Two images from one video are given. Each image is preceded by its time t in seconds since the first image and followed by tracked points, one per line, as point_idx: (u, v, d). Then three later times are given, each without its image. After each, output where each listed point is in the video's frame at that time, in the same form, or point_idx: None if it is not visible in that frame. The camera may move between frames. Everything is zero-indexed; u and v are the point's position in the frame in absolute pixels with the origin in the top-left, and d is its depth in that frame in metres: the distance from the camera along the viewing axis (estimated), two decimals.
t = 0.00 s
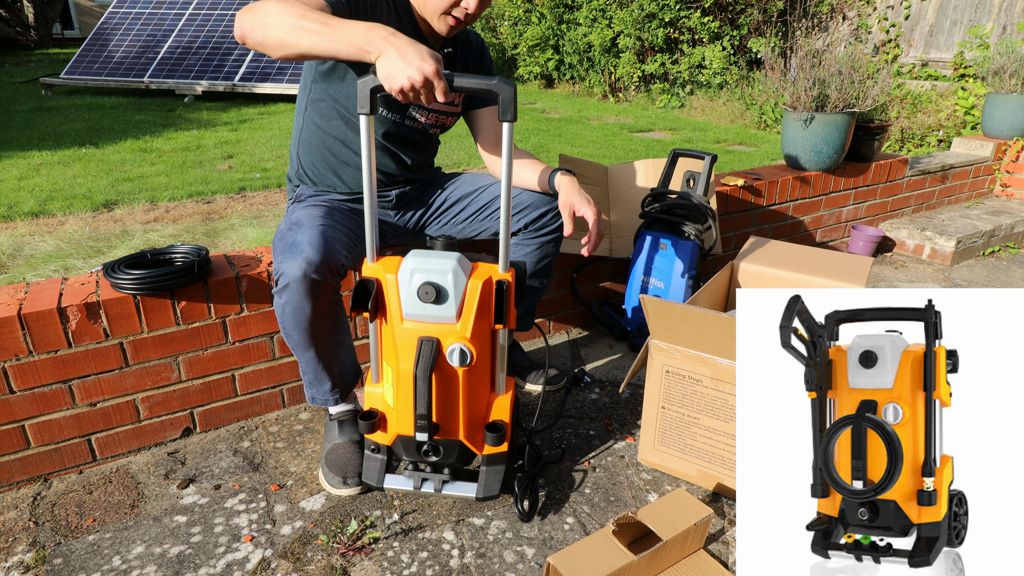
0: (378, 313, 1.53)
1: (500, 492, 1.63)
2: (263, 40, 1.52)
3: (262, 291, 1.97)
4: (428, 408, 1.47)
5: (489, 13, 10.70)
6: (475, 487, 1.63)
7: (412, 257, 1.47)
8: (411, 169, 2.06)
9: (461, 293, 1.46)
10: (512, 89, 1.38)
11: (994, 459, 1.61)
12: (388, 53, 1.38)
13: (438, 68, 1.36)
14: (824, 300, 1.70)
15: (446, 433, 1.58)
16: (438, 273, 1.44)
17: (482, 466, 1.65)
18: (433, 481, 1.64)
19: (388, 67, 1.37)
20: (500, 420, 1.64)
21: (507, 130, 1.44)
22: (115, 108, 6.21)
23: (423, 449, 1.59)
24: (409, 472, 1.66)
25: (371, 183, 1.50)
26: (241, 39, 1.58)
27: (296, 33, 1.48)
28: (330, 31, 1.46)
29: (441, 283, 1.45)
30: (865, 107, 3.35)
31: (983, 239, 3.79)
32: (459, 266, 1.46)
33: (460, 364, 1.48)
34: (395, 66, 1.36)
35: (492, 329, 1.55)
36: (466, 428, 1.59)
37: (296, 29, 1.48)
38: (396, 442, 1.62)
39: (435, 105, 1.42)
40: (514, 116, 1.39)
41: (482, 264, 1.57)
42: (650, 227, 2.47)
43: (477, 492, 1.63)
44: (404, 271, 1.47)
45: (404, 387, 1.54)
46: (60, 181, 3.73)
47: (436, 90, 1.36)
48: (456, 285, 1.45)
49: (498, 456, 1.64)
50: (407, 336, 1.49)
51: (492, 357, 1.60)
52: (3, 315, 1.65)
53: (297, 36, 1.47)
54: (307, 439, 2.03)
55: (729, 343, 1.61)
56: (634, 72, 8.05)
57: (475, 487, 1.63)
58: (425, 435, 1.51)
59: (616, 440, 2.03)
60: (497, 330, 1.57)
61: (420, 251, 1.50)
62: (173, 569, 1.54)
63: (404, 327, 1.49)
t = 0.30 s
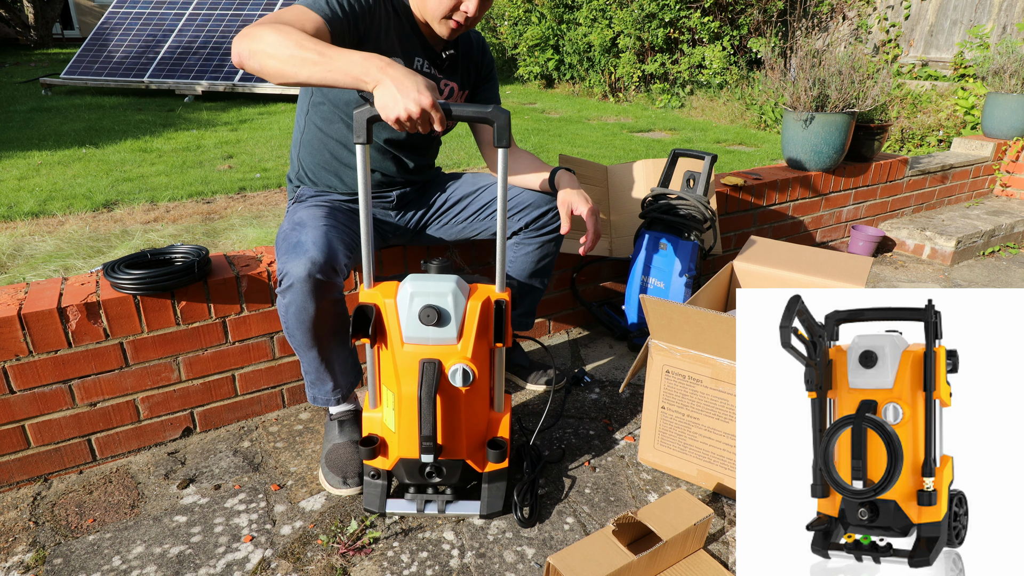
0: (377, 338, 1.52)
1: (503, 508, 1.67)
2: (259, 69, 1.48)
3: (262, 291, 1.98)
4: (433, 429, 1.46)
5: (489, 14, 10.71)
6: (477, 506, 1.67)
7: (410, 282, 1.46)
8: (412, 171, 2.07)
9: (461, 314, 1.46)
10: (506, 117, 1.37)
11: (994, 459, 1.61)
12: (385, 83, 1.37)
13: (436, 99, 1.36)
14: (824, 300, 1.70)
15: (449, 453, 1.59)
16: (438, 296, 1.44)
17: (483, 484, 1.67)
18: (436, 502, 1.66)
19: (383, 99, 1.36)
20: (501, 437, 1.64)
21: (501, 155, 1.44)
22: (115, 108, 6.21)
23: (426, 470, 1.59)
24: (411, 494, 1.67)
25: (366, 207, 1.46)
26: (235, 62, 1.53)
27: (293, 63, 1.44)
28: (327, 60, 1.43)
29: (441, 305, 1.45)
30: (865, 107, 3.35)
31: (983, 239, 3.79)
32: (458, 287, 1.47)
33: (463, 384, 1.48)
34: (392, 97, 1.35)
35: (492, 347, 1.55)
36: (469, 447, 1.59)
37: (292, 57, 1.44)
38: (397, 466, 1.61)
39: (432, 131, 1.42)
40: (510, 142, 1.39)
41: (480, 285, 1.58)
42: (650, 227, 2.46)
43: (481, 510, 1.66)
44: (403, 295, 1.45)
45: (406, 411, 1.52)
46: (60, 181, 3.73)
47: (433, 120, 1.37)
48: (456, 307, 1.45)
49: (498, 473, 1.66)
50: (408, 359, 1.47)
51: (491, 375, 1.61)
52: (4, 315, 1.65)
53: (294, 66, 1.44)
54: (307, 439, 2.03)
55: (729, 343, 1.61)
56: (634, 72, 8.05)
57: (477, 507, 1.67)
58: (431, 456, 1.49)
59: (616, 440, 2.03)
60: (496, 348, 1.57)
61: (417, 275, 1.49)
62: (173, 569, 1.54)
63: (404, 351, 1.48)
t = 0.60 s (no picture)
0: (371, 340, 1.52)
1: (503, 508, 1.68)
2: (231, 68, 1.50)
3: (263, 291, 1.97)
4: (428, 429, 1.46)
5: (489, 13, 10.71)
6: (476, 506, 1.67)
7: (400, 283, 1.46)
8: (411, 171, 2.07)
9: (452, 314, 1.46)
10: (487, 117, 1.38)
11: (994, 459, 1.61)
12: (350, 90, 1.38)
13: (406, 96, 1.36)
14: (824, 300, 1.70)
15: (447, 453, 1.59)
16: (428, 296, 1.44)
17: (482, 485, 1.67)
18: (434, 503, 1.66)
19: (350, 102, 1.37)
20: (498, 436, 1.65)
21: (485, 154, 1.45)
22: (115, 108, 6.21)
23: (424, 472, 1.59)
24: (410, 497, 1.67)
25: (353, 209, 1.45)
26: (213, 61, 1.56)
27: (260, 66, 1.46)
28: (293, 64, 1.43)
29: (432, 305, 1.45)
30: (865, 107, 3.35)
31: (983, 239, 3.79)
32: (450, 287, 1.47)
33: (457, 384, 1.47)
34: (360, 102, 1.36)
35: (484, 346, 1.55)
36: (466, 447, 1.59)
37: (259, 59, 1.45)
38: (395, 468, 1.61)
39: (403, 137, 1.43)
40: (493, 142, 1.41)
41: (470, 284, 1.58)
42: (650, 227, 2.46)
43: (480, 510, 1.66)
44: (394, 297, 1.45)
45: (401, 413, 1.52)
46: (60, 181, 3.73)
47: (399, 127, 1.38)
48: (447, 307, 1.45)
49: (495, 472, 1.67)
50: (401, 361, 1.47)
51: (484, 374, 1.61)
52: (3, 315, 1.65)
53: (261, 71, 1.46)
54: (307, 439, 2.03)
55: (729, 343, 1.61)
56: (634, 72, 8.05)
57: (476, 507, 1.67)
58: (427, 456, 1.50)
59: (616, 440, 2.03)
60: (488, 347, 1.57)
61: (407, 276, 1.50)
62: (173, 569, 1.54)
63: (398, 352, 1.47)
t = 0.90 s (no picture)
0: (370, 341, 1.51)
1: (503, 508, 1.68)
2: (232, 77, 1.53)
3: (262, 291, 1.97)
4: (428, 429, 1.46)
5: (488, 13, 10.71)
6: (476, 507, 1.67)
7: (400, 283, 1.46)
8: (409, 171, 2.07)
9: (452, 314, 1.46)
10: (487, 117, 1.38)
11: (994, 459, 1.60)
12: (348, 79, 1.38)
13: (402, 90, 1.35)
14: (824, 300, 1.70)
15: (446, 453, 1.59)
16: (428, 296, 1.44)
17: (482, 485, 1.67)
18: (434, 503, 1.66)
19: (351, 94, 1.38)
20: (498, 436, 1.65)
21: (484, 155, 1.45)
22: (115, 108, 6.21)
23: (424, 472, 1.59)
24: (410, 497, 1.67)
25: (353, 209, 1.45)
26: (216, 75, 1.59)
27: (261, 68, 1.48)
28: (292, 61, 1.45)
29: (432, 306, 1.45)
30: (865, 107, 3.35)
31: (983, 239, 3.79)
32: (449, 287, 1.47)
33: (457, 384, 1.47)
34: (359, 97, 1.37)
35: (484, 347, 1.55)
36: (466, 447, 1.59)
37: (260, 61, 1.48)
38: (395, 469, 1.61)
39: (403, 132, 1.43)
40: (493, 142, 1.40)
41: (469, 284, 1.58)
42: (650, 227, 2.46)
43: (481, 510, 1.66)
44: (394, 297, 1.45)
45: (401, 413, 1.52)
46: (60, 181, 3.73)
47: (396, 120, 1.37)
48: (447, 307, 1.45)
49: (496, 472, 1.67)
50: (401, 361, 1.47)
51: (484, 374, 1.61)
52: (3, 315, 1.65)
53: (262, 73, 1.48)
54: (307, 439, 2.03)
55: (729, 343, 1.61)
56: (634, 72, 8.05)
57: (476, 507, 1.67)
58: (427, 457, 1.50)
59: (616, 439, 2.03)
60: (488, 347, 1.57)
61: (406, 277, 1.50)
62: (173, 569, 1.54)
63: (398, 352, 1.47)
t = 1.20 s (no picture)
0: (371, 341, 1.52)
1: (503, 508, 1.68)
2: (237, 81, 1.53)
3: (263, 291, 1.97)
4: (428, 429, 1.46)
5: (488, 13, 10.71)
6: (476, 507, 1.67)
7: (401, 283, 1.46)
8: (409, 172, 2.07)
9: (453, 314, 1.47)
10: (487, 117, 1.38)
11: (994, 459, 1.61)
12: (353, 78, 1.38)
13: (406, 89, 1.36)
14: (824, 300, 1.70)
15: (447, 453, 1.59)
16: (428, 296, 1.44)
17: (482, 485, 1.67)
18: (434, 503, 1.66)
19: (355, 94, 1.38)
20: (498, 436, 1.65)
21: (484, 155, 1.45)
22: (115, 108, 6.21)
23: (424, 472, 1.59)
24: (410, 497, 1.67)
25: (353, 209, 1.45)
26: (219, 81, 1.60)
27: (267, 71, 1.48)
28: (298, 63, 1.46)
29: (432, 306, 1.45)
30: (865, 107, 3.35)
31: (983, 239, 3.79)
32: (450, 287, 1.48)
33: (457, 384, 1.47)
34: (363, 96, 1.37)
35: (484, 347, 1.55)
36: (466, 447, 1.59)
37: (266, 63, 1.48)
38: (395, 469, 1.61)
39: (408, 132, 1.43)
40: (493, 142, 1.40)
41: (469, 284, 1.58)
42: (650, 227, 2.46)
43: (481, 510, 1.66)
44: (394, 297, 1.45)
45: (402, 413, 1.52)
46: (60, 181, 3.73)
47: (399, 120, 1.38)
48: (447, 307, 1.45)
49: (496, 472, 1.67)
50: (401, 362, 1.47)
51: (484, 374, 1.61)
52: (3, 315, 1.65)
53: (268, 75, 1.49)
54: (307, 439, 2.03)
55: (729, 343, 1.61)
56: (634, 72, 8.05)
57: (476, 508, 1.67)
58: (427, 457, 1.50)
59: (616, 439, 2.03)
60: (488, 347, 1.57)
61: (407, 277, 1.50)
62: (173, 569, 1.54)
63: (398, 353, 1.47)
